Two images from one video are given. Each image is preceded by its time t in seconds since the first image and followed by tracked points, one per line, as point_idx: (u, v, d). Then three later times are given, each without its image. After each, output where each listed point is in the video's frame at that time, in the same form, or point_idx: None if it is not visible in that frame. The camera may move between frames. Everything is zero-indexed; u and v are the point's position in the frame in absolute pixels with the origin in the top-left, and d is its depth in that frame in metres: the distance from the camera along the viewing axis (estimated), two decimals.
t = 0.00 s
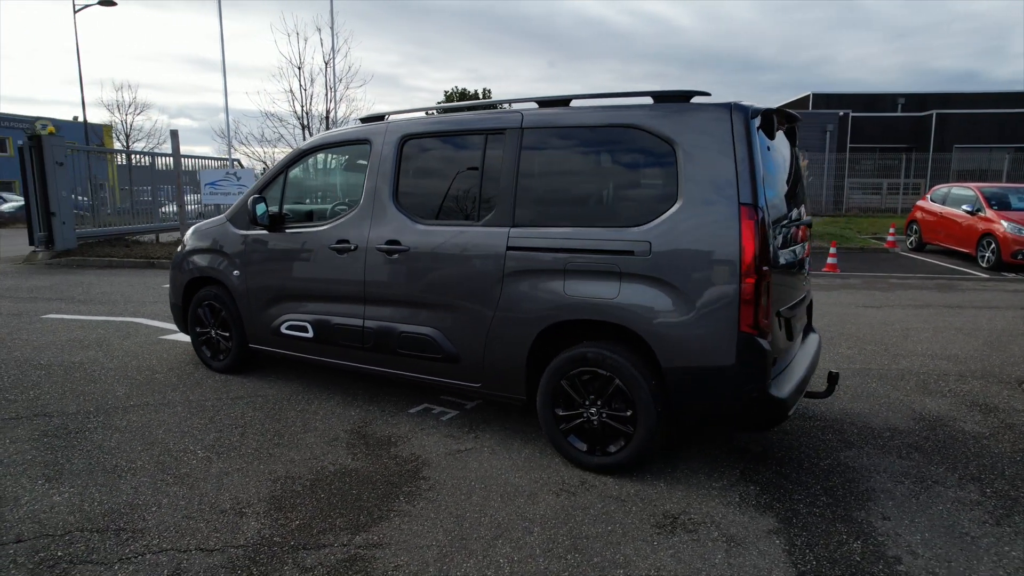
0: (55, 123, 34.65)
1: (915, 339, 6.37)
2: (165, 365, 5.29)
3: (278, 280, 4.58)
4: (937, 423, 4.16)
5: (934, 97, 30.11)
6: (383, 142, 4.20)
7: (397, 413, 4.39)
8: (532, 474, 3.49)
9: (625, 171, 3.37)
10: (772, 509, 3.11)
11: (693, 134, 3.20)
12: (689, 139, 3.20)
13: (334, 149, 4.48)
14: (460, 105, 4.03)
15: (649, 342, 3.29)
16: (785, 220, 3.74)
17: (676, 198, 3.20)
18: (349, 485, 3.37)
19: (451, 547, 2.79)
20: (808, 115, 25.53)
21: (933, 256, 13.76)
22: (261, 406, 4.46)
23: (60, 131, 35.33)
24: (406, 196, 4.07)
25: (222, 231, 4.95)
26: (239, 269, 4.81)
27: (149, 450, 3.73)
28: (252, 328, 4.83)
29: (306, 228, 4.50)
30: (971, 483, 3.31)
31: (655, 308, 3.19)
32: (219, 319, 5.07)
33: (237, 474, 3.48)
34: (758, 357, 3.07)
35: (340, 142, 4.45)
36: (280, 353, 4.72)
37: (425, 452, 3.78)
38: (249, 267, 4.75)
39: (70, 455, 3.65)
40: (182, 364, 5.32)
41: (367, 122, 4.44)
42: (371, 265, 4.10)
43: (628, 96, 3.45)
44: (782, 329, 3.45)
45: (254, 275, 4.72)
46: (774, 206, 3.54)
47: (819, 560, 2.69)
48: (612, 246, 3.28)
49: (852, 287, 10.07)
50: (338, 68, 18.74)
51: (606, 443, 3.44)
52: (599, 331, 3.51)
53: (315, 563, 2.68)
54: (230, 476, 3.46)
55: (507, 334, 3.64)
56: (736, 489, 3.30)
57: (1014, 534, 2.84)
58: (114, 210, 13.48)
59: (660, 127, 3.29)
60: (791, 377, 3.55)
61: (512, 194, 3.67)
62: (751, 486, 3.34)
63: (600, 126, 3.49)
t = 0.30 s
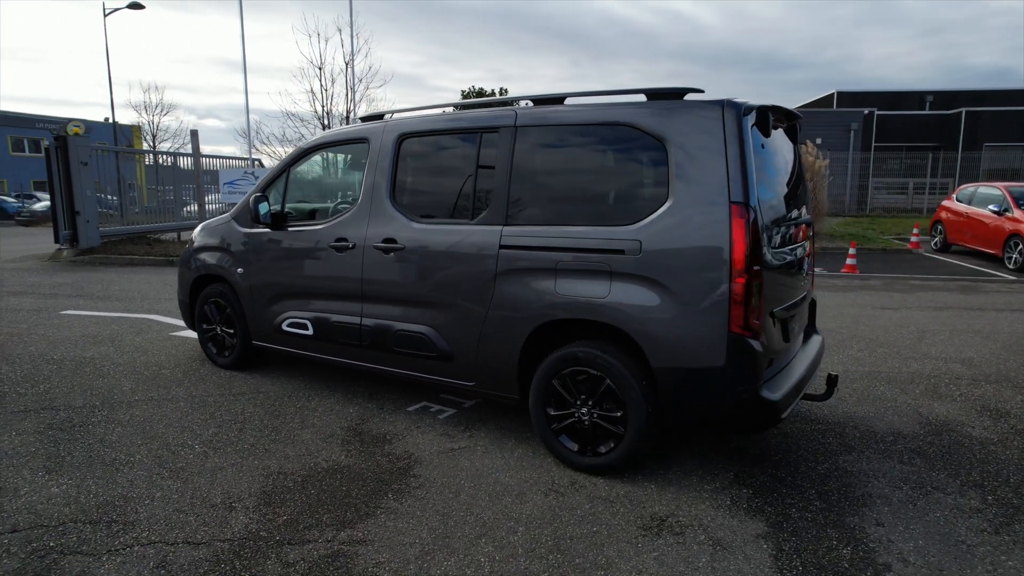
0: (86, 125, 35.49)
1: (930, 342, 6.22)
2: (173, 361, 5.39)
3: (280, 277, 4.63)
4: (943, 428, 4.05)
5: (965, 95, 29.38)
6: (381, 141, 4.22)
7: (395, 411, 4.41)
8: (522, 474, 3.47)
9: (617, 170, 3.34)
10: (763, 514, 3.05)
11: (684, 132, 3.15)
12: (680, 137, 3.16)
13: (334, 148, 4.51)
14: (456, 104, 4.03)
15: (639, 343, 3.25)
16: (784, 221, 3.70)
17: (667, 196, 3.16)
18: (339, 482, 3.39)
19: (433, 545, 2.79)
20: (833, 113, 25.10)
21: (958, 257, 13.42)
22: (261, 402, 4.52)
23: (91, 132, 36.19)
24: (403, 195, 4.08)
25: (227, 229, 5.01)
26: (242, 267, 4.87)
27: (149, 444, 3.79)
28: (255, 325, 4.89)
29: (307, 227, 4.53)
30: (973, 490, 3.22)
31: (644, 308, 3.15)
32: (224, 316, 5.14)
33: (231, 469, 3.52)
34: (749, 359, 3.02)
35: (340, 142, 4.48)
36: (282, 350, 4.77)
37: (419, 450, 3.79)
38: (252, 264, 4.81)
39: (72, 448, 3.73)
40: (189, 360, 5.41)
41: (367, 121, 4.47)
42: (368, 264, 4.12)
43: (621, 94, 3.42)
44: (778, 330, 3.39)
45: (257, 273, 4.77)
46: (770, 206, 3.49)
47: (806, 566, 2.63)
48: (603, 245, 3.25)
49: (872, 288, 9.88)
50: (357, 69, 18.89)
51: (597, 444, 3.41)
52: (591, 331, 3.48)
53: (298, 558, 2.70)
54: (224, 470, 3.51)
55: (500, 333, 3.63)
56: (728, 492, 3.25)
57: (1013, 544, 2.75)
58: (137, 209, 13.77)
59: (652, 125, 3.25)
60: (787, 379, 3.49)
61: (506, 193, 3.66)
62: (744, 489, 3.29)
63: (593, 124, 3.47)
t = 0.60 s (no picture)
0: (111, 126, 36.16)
1: (941, 344, 6.08)
2: (178, 357, 5.47)
3: (279, 275, 4.68)
4: (946, 432, 3.96)
5: (992, 92, 28.73)
6: (377, 139, 4.25)
7: (391, 408, 4.43)
8: (511, 472, 3.47)
9: (606, 167, 3.32)
10: (750, 516, 3.01)
11: (673, 129, 3.13)
12: (669, 134, 3.13)
13: (332, 147, 4.54)
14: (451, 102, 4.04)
15: (627, 342, 3.23)
16: (781, 222, 3.67)
17: (655, 194, 3.14)
18: (328, 478, 3.41)
19: (414, 542, 2.80)
20: (854, 112, 24.71)
21: (980, 258, 13.13)
22: (260, 398, 4.57)
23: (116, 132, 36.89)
24: (398, 193, 4.10)
25: (230, 227, 5.08)
26: (244, 264, 4.93)
27: (146, 439, 3.85)
28: (256, 322, 4.94)
29: (305, 225, 4.57)
30: (969, 495, 3.14)
31: (632, 306, 3.13)
32: (227, 313, 5.21)
33: (224, 464, 3.57)
34: (737, 359, 2.99)
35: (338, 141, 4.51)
36: (282, 347, 4.82)
37: (410, 447, 3.80)
38: (253, 262, 4.86)
39: (71, 441, 3.81)
40: (194, 357, 5.48)
41: (365, 120, 4.50)
42: (364, 261, 4.14)
43: (611, 91, 3.40)
44: (770, 330, 3.34)
45: (257, 270, 4.83)
46: (764, 206, 3.46)
47: (789, 570, 2.59)
48: (591, 243, 3.23)
49: (887, 289, 9.70)
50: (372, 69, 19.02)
51: (586, 443, 3.40)
52: (580, 329, 3.46)
53: (280, 552, 2.72)
54: (217, 465, 3.55)
55: (490, 331, 3.63)
56: (717, 493, 3.21)
57: (1005, 550, 2.68)
58: (156, 208, 14.00)
59: (641, 122, 3.23)
60: (780, 380, 3.44)
61: (497, 191, 3.66)
62: (734, 490, 3.25)
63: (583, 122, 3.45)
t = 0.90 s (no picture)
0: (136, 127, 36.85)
1: (953, 347, 5.95)
2: (184, 353, 5.56)
3: (280, 273, 4.73)
4: (948, 436, 3.87)
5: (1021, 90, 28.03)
6: (374, 138, 4.27)
7: (388, 405, 4.46)
8: (500, 470, 3.47)
9: (595, 165, 3.30)
10: (736, 518, 2.98)
11: (661, 127, 3.10)
12: (657, 132, 3.11)
13: (331, 146, 4.58)
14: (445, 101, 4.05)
15: (614, 341, 3.21)
16: (776, 221, 3.63)
17: (643, 192, 3.11)
18: (318, 473, 3.45)
19: (396, 538, 2.81)
20: (877, 110, 24.27)
21: (1004, 259, 12.82)
22: (260, 394, 4.62)
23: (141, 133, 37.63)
24: (393, 192, 4.13)
25: (234, 226, 5.15)
26: (246, 261, 4.99)
27: (145, 432, 3.92)
28: (258, 319, 5.01)
29: (305, 222, 4.62)
30: (964, 500, 3.07)
31: (618, 305, 3.11)
32: (231, 310, 5.29)
33: (219, 458, 3.62)
34: (723, 359, 2.96)
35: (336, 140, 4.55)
36: (283, 344, 4.88)
37: (403, 444, 3.83)
38: (255, 260, 4.92)
39: (73, 434, 3.89)
40: (199, 353, 5.57)
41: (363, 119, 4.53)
42: (360, 259, 4.18)
43: (602, 88, 3.38)
44: (761, 330, 3.30)
45: (259, 268, 4.89)
46: (759, 206, 3.43)
47: (770, 573, 2.56)
48: (579, 241, 3.22)
49: (904, 291, 9.51)
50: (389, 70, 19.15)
51: (575, 442, 3.39)
52: (570, 328, 3.45)
53: (263, 546, 2.75)
54: (212, 459, 3.61)
55: (482, 329, 3.63)
56: (705, 495, 3.18)
57: (996, 558, 2.62)
58: (175, 207, 14.24)
59: (629, 119, 3.21)
60: (772, 380, 3.40)
61: (488, 189, 3.66)
62: (723, 492, 3.22)
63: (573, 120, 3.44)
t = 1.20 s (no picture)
0: (162, 127, 37.54)
1: (965, 349, 5.81)
2: (191, 349, 5.66)
3: (281, 270, 4.79)
4: (949, 440, 3.79)
5: None
6: (371, 137, 4.31)
7: (384, 403, 4.49)
8: (488, 468, 3.47)
9: (583, 163, 3.29)
10: (721, 520, 2.94)
11: (648, 125, 3.08)
12: (644, 129, 3.09)
13: (330, 145, 4.63)
14: (440, 99, 4.07)
15: (600, 341, 3.20)
16: (772, 220, 3.58)
17: (629, 191, 3.09)
18: (308, 468, 3.49)
19: (377, 533, 2.83)
20: (902, 107, 23.78)
21: None
22: (260, 390, 4.69)
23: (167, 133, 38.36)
24: (388, 190, 4.15)
25: (238, 224, 5.22)
26: (249, 259, 5.06)
27: (144, 426, 4.00)
28: (261, 316, 5.08)
29: (304, 221, 4.66)
30: (958, 506, 3.01)
31: (603, 304, 3.10)
32: (236, 307, 5.37)
33: (213, 452, 3.68)
34: (708, 359, 2.93)
35: (334, 139, 4.59)
36: (284, 340, 4.94)
37: (394, 441, 3.85)
38: (257, 257, 4.98)
39: (75, 427, 3.98)
40: (206, 349, 5.66)
41: (361, 118, 4.57)
42: (356, 257, 4.21)
43: (591, 86, 3.37)
44: (752, 330, 3.27)
45: (261, 266, 4.95)
46: (754, 206, 3.39)
47: None
48: (565, 240, 3.21)
49: (922, 291, 9.30)
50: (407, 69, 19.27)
51: (562, 441, 3.38)
52: (559, 327, 3.44)
53: (246, 539, 2.79)
54: (206, 452, 3.67)
55: (472, 327, 3.64)
56: (692, 496, 3.15)
57: (984, 565, 2.55)
58: (194, 205, 14.50)
59: (617, 117, 3.19)
60: (763, 381, 3.37)
61: (480, 187, 3.67)
62: (710, 493, 3.18)
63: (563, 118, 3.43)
